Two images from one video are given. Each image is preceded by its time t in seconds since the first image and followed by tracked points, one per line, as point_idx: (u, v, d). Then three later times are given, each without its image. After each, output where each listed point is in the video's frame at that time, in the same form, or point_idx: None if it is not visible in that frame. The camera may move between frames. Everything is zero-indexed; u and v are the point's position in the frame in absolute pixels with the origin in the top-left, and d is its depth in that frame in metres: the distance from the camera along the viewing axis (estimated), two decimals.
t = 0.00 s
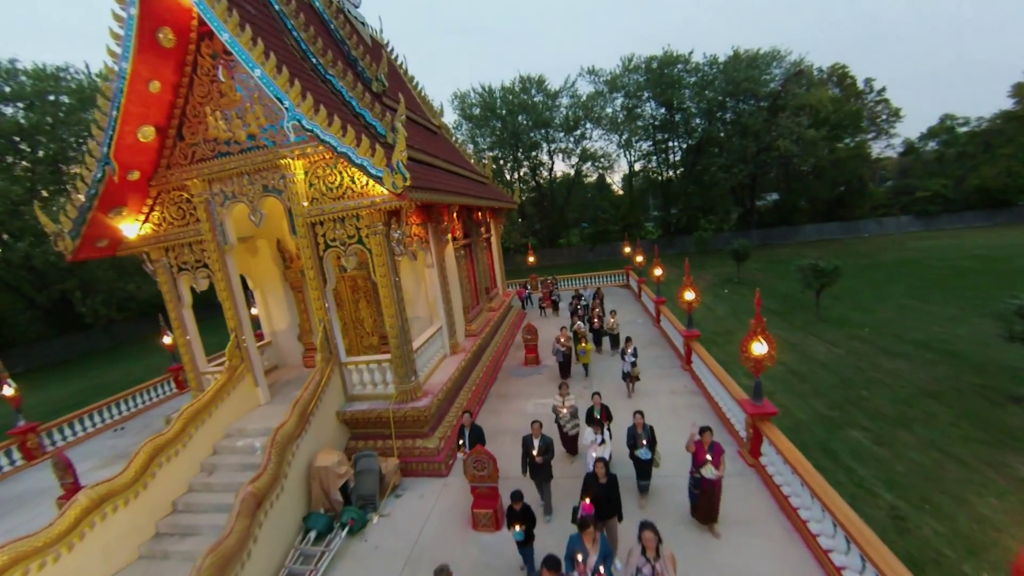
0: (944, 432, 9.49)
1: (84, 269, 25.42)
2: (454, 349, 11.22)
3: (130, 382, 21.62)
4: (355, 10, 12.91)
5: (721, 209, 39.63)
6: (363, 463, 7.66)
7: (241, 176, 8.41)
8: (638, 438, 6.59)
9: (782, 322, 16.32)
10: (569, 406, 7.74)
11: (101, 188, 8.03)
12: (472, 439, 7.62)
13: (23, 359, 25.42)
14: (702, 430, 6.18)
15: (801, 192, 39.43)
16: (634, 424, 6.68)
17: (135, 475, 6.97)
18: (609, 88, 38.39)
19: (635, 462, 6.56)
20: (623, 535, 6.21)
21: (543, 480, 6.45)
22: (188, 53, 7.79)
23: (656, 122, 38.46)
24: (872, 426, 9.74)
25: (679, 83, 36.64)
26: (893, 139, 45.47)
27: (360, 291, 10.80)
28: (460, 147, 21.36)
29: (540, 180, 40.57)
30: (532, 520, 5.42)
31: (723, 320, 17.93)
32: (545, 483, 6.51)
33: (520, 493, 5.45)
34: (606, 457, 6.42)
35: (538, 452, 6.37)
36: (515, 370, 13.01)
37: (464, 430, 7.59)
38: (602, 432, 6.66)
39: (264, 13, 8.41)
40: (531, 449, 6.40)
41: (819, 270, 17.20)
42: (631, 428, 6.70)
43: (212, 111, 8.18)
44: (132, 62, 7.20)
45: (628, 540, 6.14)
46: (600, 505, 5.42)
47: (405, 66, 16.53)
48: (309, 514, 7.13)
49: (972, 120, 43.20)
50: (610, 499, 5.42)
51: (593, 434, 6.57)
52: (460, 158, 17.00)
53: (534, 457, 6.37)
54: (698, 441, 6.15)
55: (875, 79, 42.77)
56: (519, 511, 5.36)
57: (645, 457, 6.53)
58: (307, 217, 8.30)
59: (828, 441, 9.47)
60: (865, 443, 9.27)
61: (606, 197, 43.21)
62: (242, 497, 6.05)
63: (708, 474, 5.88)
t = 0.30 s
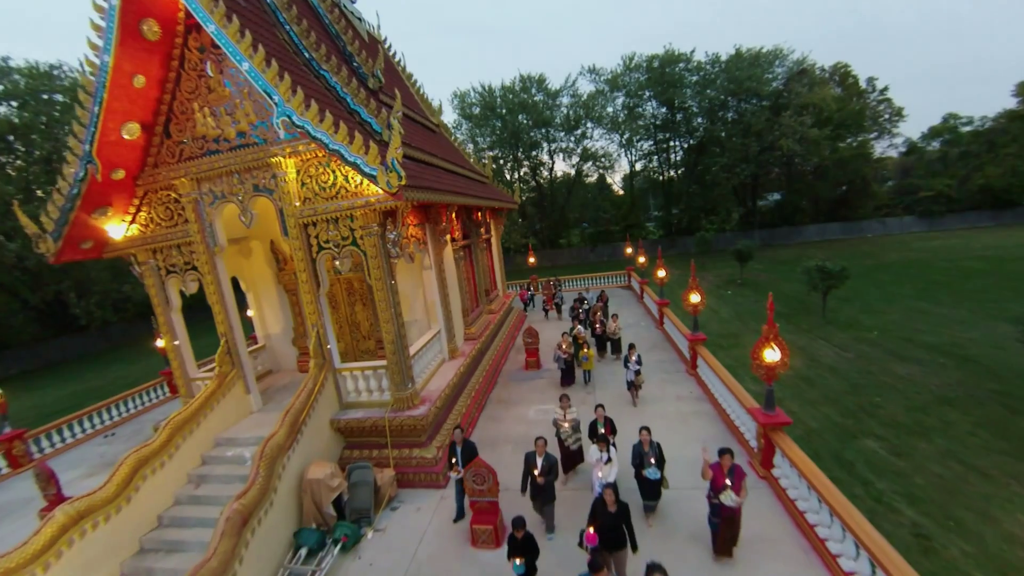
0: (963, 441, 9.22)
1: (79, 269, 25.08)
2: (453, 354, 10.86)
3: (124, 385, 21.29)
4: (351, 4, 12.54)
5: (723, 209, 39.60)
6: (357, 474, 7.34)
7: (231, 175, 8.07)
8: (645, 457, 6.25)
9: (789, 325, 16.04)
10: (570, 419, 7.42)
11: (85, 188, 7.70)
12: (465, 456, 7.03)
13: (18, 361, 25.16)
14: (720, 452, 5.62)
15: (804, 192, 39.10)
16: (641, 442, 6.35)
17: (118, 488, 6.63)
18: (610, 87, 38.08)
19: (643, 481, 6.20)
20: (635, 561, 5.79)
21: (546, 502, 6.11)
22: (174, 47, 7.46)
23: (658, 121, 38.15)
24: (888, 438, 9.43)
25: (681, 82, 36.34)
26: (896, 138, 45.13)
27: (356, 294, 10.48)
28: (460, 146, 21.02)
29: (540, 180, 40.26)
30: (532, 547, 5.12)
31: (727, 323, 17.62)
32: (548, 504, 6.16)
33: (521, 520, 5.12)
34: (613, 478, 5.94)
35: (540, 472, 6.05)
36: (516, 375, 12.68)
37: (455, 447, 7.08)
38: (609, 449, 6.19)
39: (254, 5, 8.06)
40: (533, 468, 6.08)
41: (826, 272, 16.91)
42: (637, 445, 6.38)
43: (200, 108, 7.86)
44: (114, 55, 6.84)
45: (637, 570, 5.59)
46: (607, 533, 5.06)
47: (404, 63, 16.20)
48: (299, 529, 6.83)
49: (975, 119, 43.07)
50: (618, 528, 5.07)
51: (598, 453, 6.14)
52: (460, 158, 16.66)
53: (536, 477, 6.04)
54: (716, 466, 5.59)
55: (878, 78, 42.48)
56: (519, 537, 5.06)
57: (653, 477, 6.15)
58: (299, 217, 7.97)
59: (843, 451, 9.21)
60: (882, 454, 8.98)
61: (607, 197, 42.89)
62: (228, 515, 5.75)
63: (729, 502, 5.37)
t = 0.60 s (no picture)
0: (984, 452, 8.95)
1: (74, 270, 24.80)
2: (452, 359, 10.53)
3: (121, 387, 21.05)
4: None
5: (726, 210, 39.15)
6: (351, 488, 7.00)
7: (219, 173, 7.74)
8: (653, 478, 5.80)
9: (796, 328, 15.77)
10: (571, 435, 7.03)
11: (67, 187, 7.37)
12: (455, 474, 6.51)
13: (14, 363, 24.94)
14: (738, 482, 5.05)
15: (807, 192, 38.73)
16: (648, 462, 5.88)
17: (97, 504, 6.28)
18: (611, 86, 37.74)
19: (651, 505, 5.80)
20: None
21: (547, 525, 5.76)
22: (159, 39, 7.13)
23: (659, 120, 37.80)
24: (904, 449, 9.19)
25: (683, 81, 36.01)
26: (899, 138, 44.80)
27: (352, 297, 10.16)
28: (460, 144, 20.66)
29: (541, 180, 39.95)
30: None
31: (732, 326, 17.35)
32: (550, 527, 5.81)
33: (521, 552, 4.73)
34: (621, 503, 5.52)
35: (540, 495, 5.69)
36: (516, 379, 12.35)
37: (442, 464, 6.50)
38: (614, 470, 5.77)
39: None
40: (533, 491, 5.71)
41: (833, 273, 16.59)
42: (644, 465, 5.92)
43: (186, 103, 7.52)
44: (94, 47, 6.50)
45: None
46: (621, 569, 4.73)
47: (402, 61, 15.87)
48: (288, 546, 6.53)
49: (979, 118, 42.72)
50: (632, 563, 4.69)
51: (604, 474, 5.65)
52: (460, 157, 16.32)
53: (535, 501, 5.67)
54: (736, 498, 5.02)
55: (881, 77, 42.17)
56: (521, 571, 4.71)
57: (663, 502, 5.72)
58: (290, 218, 7.64)
59: (859, 462, 8.94)
60: (899, 466, 8.74)
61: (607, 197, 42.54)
62: (211, 536, 5.43)
63: (751, 538, 4.86)
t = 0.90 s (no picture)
0: (1008, 465, 8.72)
1: (70, 271, 24.54)
2: (451, 365, 10.19)
3: (117, 391, 20.79)
4: None
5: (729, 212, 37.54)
6: (344, 502, 6.67)
7: (207, 173, 7.41)
8: (667, 506, 5.34)
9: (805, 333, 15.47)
10: (573, 453, 6.55)
11: (47, 187, 7.04)
12: (447, 497, 6.10)
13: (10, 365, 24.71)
14: (762, 518, 4.61)
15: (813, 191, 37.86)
16: (662, 488, 5.40)
17: (77, 521, 5.92)
18: (613, 85, 37.40)
19: (663, 536, 5.36)
20: None
21: (547, 553, 5.44)
22: (144, 32, 6.83)
23: (661, 120, 37.44)
24: (924, 461, 8.94)
25: (685, 80, 35.66)
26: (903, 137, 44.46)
27: (348, 301, 9.85)
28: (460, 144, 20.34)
29: (542, 180, 39.61)
30: None
31: (739, 330, 17.03)
32: (550, 554, 5.48)
33: None
34: (628, 535, 5.17)
35: (536, 525, 5.33)
36: (517, 384, 12.01)
37: (434, 486, 6.10)
38: (620, 496, 5.39)
39: None
40: (529, 521, 5.34)
41: (841, 275, 16.26)
42: (657, 491, 5.45)
43: (172, 100, 7.20)
44: (74, 40, 6.20)
45: None
46: None
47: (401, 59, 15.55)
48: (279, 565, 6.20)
49: (984, 117, 42.42)
50: None
51: (608, 503, 5.28)
52: (460, 157, 16.01)
53: (531, 531, 5.32)
54: (758, 535, 4.62)
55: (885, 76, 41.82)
56: None
57: (676, 534, 5.28)
58: (281, 220, 7.32)
59: (877, 475, 8.70)
60: (921, 480, 8.48)
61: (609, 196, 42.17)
62: (193, 560, 5.09)
63: None
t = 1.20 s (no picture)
0: None
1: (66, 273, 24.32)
2: (447, 371, 9.87)
3: (112, 394, 20.51)
4: None
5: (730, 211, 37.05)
6: (334, 518, 6.35)
7: (192, 173, 7.11)
8: (680, 539, 4.97)
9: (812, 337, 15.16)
10: (576, 474, 6.16)
11: (23, 188, 6.74)
12: (436, 524, 5.72)
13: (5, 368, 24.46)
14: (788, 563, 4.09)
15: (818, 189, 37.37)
16: (674, 518, 5.04)
17: (52, 539, 5.58)
18: (613, 84, 37.07)
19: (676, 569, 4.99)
20: None
21: None
22: (125, 26, 6.53)
23: (662, 119, 37.11)
24: (943, 476, 8.64)
25: (687, 79, 35.35)
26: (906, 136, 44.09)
27: (342, 306, 9.55)
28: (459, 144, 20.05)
29: (542, 180, 39.30)
30: None
31: (743, 333, 16.70)
32: None
33: None
34: (634, 567, 4.88)
35: (529, 556, 5.02)
36: (517, 390, 11.70)
37: (423, 511, 5.73)
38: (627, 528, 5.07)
39: None
40: (520, 553, 5.04)
41: (848, 277, 15.92)
42: (668, 521, 5.10)
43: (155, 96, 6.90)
44: (50, 34, 5.90)
45: None
46: None
47: (399, 57, 15.25)
48: None
49: (988, 116, 42.04)
50: None
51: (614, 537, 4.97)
52: (458, 156, 15.73)
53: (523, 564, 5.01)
54: None
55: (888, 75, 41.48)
56: None
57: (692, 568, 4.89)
58: (269, 222, 7.01)
59: (894, 490, 8.41)
60: (940, 496, 8.18)
61: (610, 196, 41.84)
62: None
63: None
